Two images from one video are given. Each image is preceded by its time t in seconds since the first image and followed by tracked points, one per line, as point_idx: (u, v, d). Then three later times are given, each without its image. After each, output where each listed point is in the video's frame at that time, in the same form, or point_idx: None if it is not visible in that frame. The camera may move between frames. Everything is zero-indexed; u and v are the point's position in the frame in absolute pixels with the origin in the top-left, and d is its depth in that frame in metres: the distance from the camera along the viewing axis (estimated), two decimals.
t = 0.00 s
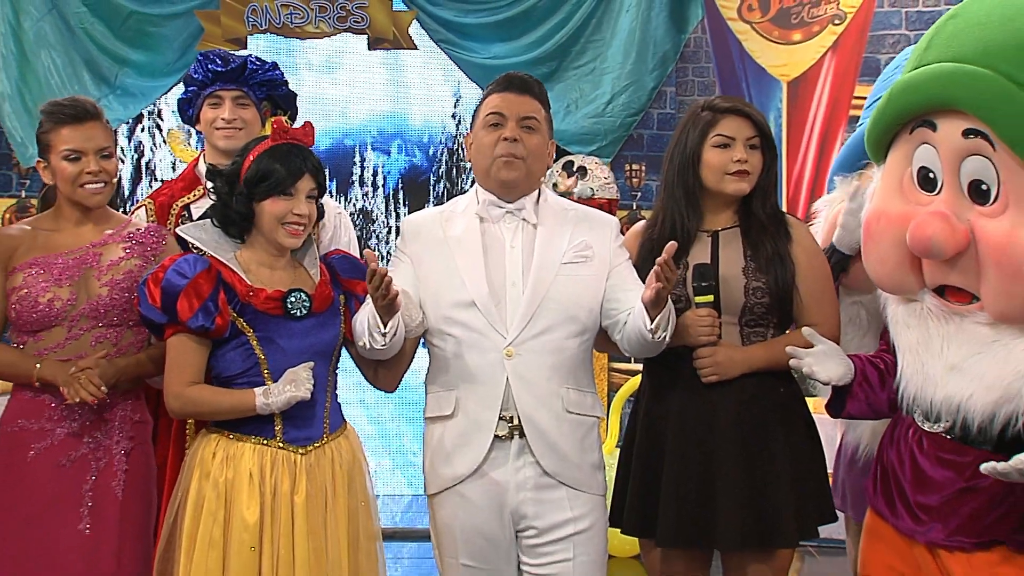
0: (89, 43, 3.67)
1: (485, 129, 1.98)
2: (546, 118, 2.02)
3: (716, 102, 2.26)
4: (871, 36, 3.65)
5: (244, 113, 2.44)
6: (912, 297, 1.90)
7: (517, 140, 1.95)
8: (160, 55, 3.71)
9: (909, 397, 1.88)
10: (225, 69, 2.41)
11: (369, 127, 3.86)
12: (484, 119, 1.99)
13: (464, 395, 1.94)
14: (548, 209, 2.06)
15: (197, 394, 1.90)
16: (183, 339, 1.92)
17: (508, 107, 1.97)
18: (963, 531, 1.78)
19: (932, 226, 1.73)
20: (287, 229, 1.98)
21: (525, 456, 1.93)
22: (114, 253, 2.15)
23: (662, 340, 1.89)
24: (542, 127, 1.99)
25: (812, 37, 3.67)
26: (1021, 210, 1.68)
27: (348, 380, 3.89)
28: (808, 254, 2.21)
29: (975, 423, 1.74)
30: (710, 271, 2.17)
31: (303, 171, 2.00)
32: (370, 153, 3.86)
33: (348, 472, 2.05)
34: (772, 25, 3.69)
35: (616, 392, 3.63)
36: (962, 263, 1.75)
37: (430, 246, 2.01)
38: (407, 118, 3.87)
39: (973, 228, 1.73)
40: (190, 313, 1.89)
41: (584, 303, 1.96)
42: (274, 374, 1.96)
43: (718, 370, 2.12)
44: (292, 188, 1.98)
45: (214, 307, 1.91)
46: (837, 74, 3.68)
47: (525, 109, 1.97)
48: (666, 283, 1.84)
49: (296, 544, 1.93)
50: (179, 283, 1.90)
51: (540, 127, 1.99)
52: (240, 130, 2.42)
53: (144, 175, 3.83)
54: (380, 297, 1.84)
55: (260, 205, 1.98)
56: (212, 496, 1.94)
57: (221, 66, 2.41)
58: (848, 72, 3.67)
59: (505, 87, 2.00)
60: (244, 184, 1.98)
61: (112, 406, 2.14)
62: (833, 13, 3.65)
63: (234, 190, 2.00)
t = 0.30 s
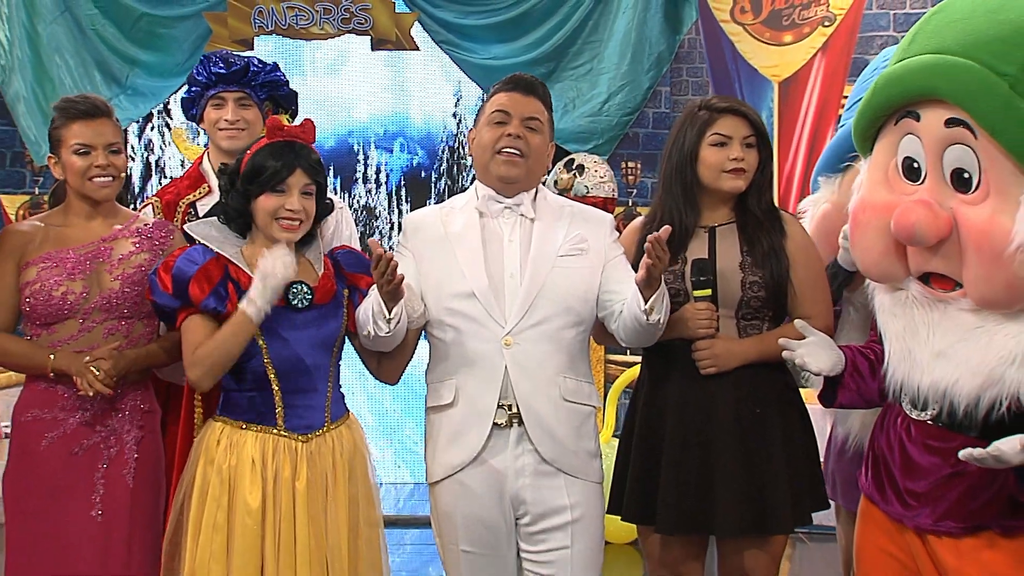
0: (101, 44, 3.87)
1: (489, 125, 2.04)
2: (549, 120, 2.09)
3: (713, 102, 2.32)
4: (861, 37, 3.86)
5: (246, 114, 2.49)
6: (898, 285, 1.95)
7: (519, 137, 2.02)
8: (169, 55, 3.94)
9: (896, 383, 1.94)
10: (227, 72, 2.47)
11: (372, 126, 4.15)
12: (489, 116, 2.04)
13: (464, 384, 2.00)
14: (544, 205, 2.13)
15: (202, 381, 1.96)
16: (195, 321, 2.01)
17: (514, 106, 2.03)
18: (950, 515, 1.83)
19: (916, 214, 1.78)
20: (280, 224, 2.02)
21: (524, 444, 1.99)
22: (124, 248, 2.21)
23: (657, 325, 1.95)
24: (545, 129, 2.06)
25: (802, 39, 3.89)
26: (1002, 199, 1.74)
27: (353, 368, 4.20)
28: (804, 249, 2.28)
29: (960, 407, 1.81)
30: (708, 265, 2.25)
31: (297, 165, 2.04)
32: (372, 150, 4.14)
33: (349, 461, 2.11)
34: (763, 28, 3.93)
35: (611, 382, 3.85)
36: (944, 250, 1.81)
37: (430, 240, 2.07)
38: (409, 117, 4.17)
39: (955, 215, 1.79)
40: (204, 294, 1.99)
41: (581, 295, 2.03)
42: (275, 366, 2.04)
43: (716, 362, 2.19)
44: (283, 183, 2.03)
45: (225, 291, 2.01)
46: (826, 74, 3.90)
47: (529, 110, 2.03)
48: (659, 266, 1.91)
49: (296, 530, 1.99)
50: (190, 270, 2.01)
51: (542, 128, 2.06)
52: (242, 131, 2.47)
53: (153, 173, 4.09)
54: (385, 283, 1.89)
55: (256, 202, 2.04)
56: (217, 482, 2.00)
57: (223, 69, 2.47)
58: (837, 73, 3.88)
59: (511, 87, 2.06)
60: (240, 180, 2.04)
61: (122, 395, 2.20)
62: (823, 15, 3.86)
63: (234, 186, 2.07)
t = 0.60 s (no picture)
0: (114, 46, 4.10)
1: (494, 124, 2.10)
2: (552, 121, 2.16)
3: (708, 102, 2.38)
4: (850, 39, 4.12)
5: (247, 115, 2.55)
6: (887, 279, 2.01)
7: (524, 137, 2.08)
8: (179, 56, 4.15)
9: (889, 373, 2.00)
10: (228, 75, 2.53)
11: (375, 125, 4.42)
12: (494, 115, 2.11)
13: (465, 375, 2.07)
14: (542, 201, 2.20)
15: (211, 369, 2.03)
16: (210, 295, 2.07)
17: (519, 106, 2.09)
18: (943, 501, 1.89)
19: (903, 208, 1.85)
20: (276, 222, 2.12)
21: (524, 433, 2.06)
22: (134, 244, 2.27)
23: (647, 313, 2.02)
24: (547, 130, 2.13)
25: (793, 40, 4.01)
26: (986, 191, 1.81)
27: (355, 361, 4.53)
28: (796, 244, 2.35)
29: (950, 395, 1.87)
30: (704, 260, 2.31)
31: (288, 164, 2.12)
32: (376, 148, 4.42)
33: (349, 450, 2.17)
34: (755, 30, 4.04)
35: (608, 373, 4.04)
36: (931, 243, 1.87)
37: (431, 236, 2.14)
38: (412, 117, 4.44)
39: (941, 208, 1.85)
40: (221, 270, 2.07)
41: (579, 289, 2.10)
42: (277, 358, 2.10)
43: (712, 353, 2.26)
44: (275, 181, 2.11)
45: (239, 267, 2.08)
46: (816, 74, 4.03)
47: (533, 111, 2.10)
48: (641, 248, 1.97)
49: (295, 516, 2.06)
50: (204, 251, 2.08)
51: (545, 129, 2.13)
52: (244, 132, 2.54)
53: (164, 171, 4.42)
54: (398, 266, 1.96)
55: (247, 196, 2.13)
56: (218, 468, 2.07)
57: (224, 72, 2.53)
58: (826, 74, 4.01)
59: (516, 88, 2.13)
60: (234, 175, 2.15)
61: (132, 386, 2.26)
62: (812, 18, 4.00)
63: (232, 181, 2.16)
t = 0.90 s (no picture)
0: (126, 52, 4.32)
1: (493, 127, 2.17)
2: (550, 126, 2.23)
3: (703, 106, 2.45)
4: (838, 45, 4.27)
5: (254, 117, 2.61)
6: (884, 273, 2.07)
7: (522, 139, 2.15)
8: (187, 61, 4.35)
9: (884, 365, 2.06)
10: (236, 78, 2.59)
11: (378, 128, 4.56)
12: (493, 118, 2.18)
13: (467, 371, 2.13)
14: (542, 202, 2.27)
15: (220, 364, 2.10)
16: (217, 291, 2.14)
17: (518, 109, 2.16)
18: (942, 488, 1.94)
19: (893, 204, 1.90)
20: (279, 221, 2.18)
21: (524, 426, 2.12)
22: (143, 243, 2.33)
23: (642, 321, 2.10)
24: (545, 132, 2.20)
25: (783, 46, 4.08)
26: (973, 186, 1.86)
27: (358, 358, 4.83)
28: (788, 243, 2.42)
29: (943, 383, 1.93)
30: (698, 259, 2.38)
31: (286, 165, 2.18)
32: (379, 151, 4.56)
33: (351, 444, 2.24)
34: (746, 35, 4.12)
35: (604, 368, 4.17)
36: (922, 237, 1.93)
37: (435, 235, 2.21)
38: (413, 120, 4.58)
39: (931, 203, 1.91)
40: (228, 267, 2.14)
41: (578, 288, 2.17)
42: (281, 354, 2.17)
43: (706, 349, 2.32)
44: (274, 178, 2.18)
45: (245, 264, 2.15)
46: (806, 79, 4.10)
47: (531, 113, 2.17)
48: (641, 264, 2.04)
49: (296, 507, 2.12)
50: (212, 248, 2.16)
51: (542, 130, 2.19)
52: (251, 133, 2.60)
53: (173, 172, 4.61)
54: (400, 277, 2.03)
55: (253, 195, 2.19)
56: (224, 461, 2.13)
57: (232, 75, 2.59)
58: (816, 77, 4.09)
59: (513, 92, 2.20)
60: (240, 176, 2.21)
61: (141, 381, 2.32)
62: (802, 24, 4.05)
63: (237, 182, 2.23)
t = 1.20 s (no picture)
0: (137, 53, 4.39)
1: (491, 127, 2.24)
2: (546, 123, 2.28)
3: (699, 105, 2.52)
4: (828, 47, 4.38)
5: (263, 116, 2.68)
6: (883, 263, 2.13)
7: (520, 138, 2.22)
8: (197, 62, 4.42)
9: (883, 352, 2.12)
10: (245, 77, 2.66)
11: (381, 127, 4.67)
12: (491, 118, 2.24)
13: (468, 363, 2.20)
14: (541, 201, 2.33)
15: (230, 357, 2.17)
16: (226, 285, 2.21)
17: (514, 109, 2.22)
18: (941, 474, 2.02)
19: (880, 193, 1.97)
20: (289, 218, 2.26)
21: (523, 417, 2.19)
22: (155, 238, 2.40)
23: (639, 314, 2.16)
24: (542, 130, 2.26)
25: (774, 47, 4.17)
26: (955, 176, 1.92)
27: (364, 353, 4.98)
28: (781, 239, 2.48)
29: (933, 368, 1.98)
30: (693, 255, 2.44)
31: (296, 162, 2.25)
32: (382, 149, 4.67)
33: (356, 433, 2.31)
34: (739, 37, 4.23)
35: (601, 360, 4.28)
36: (911, 226, 1.99)
37: (436, 232, 2.28)
38: (416, 118, 4.69)
39: (918, 192, 1.97)
40: (238, 262, 2.21)
41: (576, 283, 2.24)
42: (288, 346, 2.24)
43: (701, 343, 2.39)
44: (285, 177, 2.25)
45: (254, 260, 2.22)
46: (797, 79, 4.16)
47: (528, 113, 2.23)
48: (638, 262, 2.10)
49: (304, 495, 2.19)
50: (222, 245, 2.23)
51: (540, 129, 2.26)
52: (260, 132, 2.67)
53: (183, 170, 4.75)
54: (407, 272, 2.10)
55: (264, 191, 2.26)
56: (234, 450, 2.21)
57: (242, 75, 2.66)
58: (807, 78, 4.14)
59: (512, 91, 2.26)
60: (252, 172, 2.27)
61: (153, 372, 2.40)
62: (793, 25, 4.12)
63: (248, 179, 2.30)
